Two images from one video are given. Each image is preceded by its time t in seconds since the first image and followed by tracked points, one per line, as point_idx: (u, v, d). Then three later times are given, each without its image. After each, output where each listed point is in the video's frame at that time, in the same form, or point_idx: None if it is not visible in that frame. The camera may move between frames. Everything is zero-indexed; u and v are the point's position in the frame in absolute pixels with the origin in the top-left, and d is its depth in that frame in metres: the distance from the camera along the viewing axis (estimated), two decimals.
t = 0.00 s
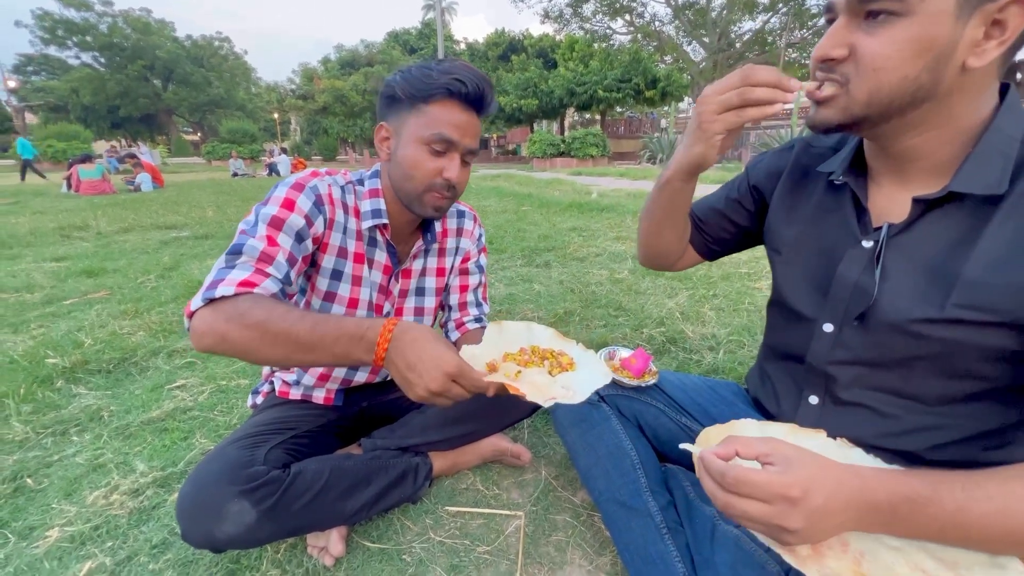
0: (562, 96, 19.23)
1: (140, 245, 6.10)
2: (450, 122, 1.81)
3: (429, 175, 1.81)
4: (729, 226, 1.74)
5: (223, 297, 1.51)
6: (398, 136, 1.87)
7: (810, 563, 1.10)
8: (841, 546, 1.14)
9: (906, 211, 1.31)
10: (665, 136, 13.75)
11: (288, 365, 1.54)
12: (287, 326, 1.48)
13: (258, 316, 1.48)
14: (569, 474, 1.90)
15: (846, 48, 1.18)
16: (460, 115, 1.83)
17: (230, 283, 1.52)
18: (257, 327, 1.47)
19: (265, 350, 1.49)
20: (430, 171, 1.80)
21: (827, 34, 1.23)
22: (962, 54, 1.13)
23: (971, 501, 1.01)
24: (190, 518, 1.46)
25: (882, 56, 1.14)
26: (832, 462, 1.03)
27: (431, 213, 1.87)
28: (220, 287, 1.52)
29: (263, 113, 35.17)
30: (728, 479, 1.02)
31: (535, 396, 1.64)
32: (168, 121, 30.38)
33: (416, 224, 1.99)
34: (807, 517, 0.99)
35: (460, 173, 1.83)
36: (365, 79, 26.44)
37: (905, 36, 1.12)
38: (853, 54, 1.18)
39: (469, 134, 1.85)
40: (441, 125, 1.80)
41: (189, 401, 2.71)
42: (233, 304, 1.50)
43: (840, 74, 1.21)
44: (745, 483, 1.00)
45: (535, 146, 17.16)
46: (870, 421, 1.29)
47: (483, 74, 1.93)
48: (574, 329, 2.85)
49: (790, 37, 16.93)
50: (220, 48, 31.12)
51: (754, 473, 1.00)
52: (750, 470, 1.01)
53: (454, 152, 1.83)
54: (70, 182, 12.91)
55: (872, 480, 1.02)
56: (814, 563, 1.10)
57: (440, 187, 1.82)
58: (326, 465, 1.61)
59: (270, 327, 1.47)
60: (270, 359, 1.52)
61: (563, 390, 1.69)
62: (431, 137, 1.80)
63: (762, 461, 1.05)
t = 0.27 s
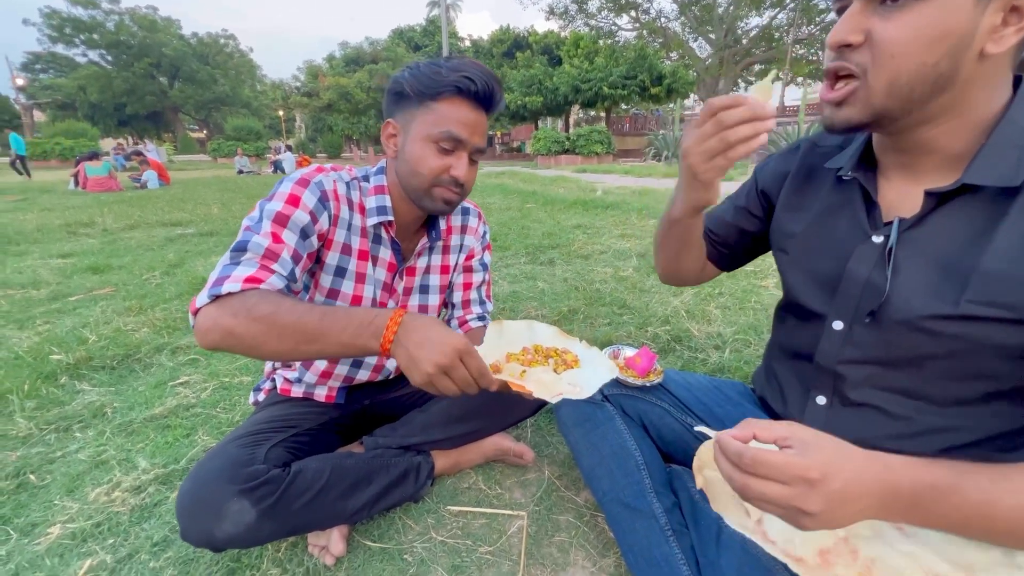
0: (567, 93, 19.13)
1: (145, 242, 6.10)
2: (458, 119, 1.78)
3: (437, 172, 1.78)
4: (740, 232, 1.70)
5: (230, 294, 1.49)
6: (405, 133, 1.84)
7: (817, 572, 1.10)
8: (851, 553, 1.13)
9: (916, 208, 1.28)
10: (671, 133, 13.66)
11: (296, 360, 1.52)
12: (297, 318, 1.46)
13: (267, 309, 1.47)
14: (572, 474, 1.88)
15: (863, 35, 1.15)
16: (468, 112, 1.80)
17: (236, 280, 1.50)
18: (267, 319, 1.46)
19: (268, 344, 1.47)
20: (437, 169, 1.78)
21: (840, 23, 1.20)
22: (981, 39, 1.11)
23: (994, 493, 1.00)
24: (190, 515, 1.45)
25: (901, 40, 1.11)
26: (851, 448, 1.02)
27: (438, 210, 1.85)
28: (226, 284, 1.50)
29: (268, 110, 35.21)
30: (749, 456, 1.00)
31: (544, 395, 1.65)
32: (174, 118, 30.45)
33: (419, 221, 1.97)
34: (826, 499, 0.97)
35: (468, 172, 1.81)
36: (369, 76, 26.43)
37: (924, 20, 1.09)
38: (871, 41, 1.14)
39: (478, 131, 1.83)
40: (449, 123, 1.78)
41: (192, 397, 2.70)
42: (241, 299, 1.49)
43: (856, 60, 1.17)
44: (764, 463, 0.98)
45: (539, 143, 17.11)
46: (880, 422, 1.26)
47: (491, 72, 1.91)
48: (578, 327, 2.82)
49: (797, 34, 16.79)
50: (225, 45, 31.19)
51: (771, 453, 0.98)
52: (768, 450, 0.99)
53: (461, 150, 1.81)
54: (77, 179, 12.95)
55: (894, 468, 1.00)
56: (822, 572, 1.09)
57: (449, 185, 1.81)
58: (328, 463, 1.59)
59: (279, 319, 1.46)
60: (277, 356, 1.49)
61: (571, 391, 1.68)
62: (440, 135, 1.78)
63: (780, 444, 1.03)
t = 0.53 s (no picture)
0: (575, 90, 19.05)
1: (155, 239, 6.13)
2: (464, 112, 1.76)
3: (443, 165, 1.75)
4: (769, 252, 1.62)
5: (242, 292, 1.46)
6: (411, 126, 1.81)
7: None
8: (873, 564, 1.08)
9: (948, 197, 1.24)
10: (679, 131, 13.56)
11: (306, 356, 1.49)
12: (314, 315, 1.44)
13: (282, 306, 1.45)
14: (580, 475, 1.85)
15: (890, 22, 1.13)
16: (474, 104, 1.78)
17: (247, 278, 1.47)
18: (279, 316, 1.43)
19: (279, 340, 1.44)
20: (443, 163, 1.75)
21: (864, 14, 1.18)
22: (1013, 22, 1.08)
23: None
24: (194, 514, 1.43)
25: (931, 25, 1.08)
26: (898, 444, 0.98)
27: (445, 204, 1.82)
28: (236, 282, 1.47)
29: (277, 108, 35.32)
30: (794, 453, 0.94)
31: (556, 397, 1.58)
32: (184, 116, 30.61)
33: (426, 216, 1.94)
34: (879, 497, 0.92)
35: (474, 165, 1.78)
36: (377, 74, 26.43)
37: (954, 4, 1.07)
38: (898, 28, 1.12)
39: (485, 124, 1.80)
40: (455, 115, 1.75)
41: (199, 394, 2.70)
42: (253, 297, 1.46)
43: (883, 48, 1.15)
44: (812, 460, 0.93)
45: (547, 141, 17.04)
46: (905, 422, 1.23)
47: (497, 64, 1.88)
48: (587, 326, 2.79)
49: (809, 30, 16.59)
50: (235, 44, 31.31)
51: (820, 451, 0.93)
52: (816, 448, 0.93)
53: (468, 144, 1.78)
54: (89, 177, 13.04)
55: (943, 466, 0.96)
56: None
57: (454, 177, 1.78)
58: (332, 462, 1.57)
59: (294, 316, 1.43)
60: (289, 352, 1.47)
61: (585, 395, 1.58)
62: (446, 128, 1.75)
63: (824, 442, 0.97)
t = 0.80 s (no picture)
0: (585, 90, 18.97)
1: (168, 238, 6.16)
2: (473, 106, 1.73)
3: (454, 161, 1.72)
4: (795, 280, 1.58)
5: (253, 304, 1.44)
6: (418, 124, 1.78)
7: None
8: None
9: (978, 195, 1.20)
10: (691, 130, 13.45)
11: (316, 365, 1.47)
12: (326, 323, 1.43)
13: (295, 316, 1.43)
14: (588, 481, 1.81)
15: (915, 24, 1.08)
16: (482, 98, 1.75)
17: (256, 289, 1.45)
18: (290, 327, 1.41)
19: (291, 351, 1.42)
20: (454, 159, 1.72)
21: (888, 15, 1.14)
22: None
23: None
24: (194, 518, 1.41)
25: (960, 26, 1.04)
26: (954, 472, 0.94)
27: (456, 202, 1.79)
28: (246, 293, 1.45)
29: (288, 109, 35.52)
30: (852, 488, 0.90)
31: (570, 401, 1.52)
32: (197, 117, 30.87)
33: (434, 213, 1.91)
34: (948, 531, 0.87)
35: (487, 160, 1.74)
36: (388, 74, 26.50)
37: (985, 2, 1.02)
38: (924, 30, 1.07)
39: (493, 118, 1.77)
40: (464, 110, 1.72)
41: (205, 394, 2.68)
42: (262, 309, 1.44)
43: (907, 54, 1.10)
44: (873, 494, 0.89)
45: (556, 140, 16.99)
46: (935, 426, 1.18)
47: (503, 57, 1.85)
48: (596, 327, 2.74)
49: (822, 28, 16.40)
50: (247, 45, 31.54)
51: (880, 483, 0.89)
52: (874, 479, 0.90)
53: (477, 139, 1.75)
54: (105, 176, 13.17)
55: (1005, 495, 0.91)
56: None
57: (466, 173, 1.74)
58: (336, 466, 1.54)
59: (305, 326, 1.41)
60: (300, 361, 1.45)
61: (599, 397, 1.53)
62: (455, 124, 1.72)
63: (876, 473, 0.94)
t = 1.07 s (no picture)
0: (598, 89, 18.87)
1: (184, 237, 6.19)
2: (487, 91, 1.71)
3: (475, 149, 1.69)
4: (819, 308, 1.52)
5: (258, 305, 1.41)
6: (431, 117, 1.73)
7: None
8: None
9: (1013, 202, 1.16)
10: (705, 129, 13.33)
11: (322, 367, 1.44)
12: (331, 326, 1.39)
13: (301, 318, 1.39)
14: (604, 488, 1.76)
15: (929, 30, 1.08)
16: (493, 82, 1.74)
17: (263, 290, 1.42)
18: (295, 329, 1.38)
19: (297, 353, 1.39)
20: (475, 147, 1.68)
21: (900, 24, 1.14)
22: None
23: None
24: (201, 521, 1.39)
25: (976, 29, 1.04)
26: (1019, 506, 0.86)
27: (480, 190, 1.76)
28: (253, 293, 1.42)
29: (302, 109, 35.76)
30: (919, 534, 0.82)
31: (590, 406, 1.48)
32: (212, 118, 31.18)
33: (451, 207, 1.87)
34: None
35: (506, 144, 1.73)
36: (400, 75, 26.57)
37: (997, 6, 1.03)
38: (940, 35, 1.08)
39: (506, 101, 1.76)
40: (479, 96, 1.70)
41: (218, 393, 2.67)
42: (269, 310, 1.41)
43: (923, 57, 1.10)
44: (946, 541, 0.80)
45: (569, 140, 16.93)
46: (987, 435, 1.14)
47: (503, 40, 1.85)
48: (610, 329, 2.69)
49: (839, 25, 16.18)
50: (262, 46, 31.80)
51: (950, 526, 0.81)
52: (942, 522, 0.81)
53: (494, 123, 1.73)
54: (124, 177, 13.34)
55: None
56: None
57: (487, 160, 1.72)
58: (345, 470, 1.51)
59: (311, 329, 1.38)
60: (305, 364, 1.43)
61: (622, 401, 1.49)
62: (472, 110, 1.69)
63: (936, 514, 0.86)
